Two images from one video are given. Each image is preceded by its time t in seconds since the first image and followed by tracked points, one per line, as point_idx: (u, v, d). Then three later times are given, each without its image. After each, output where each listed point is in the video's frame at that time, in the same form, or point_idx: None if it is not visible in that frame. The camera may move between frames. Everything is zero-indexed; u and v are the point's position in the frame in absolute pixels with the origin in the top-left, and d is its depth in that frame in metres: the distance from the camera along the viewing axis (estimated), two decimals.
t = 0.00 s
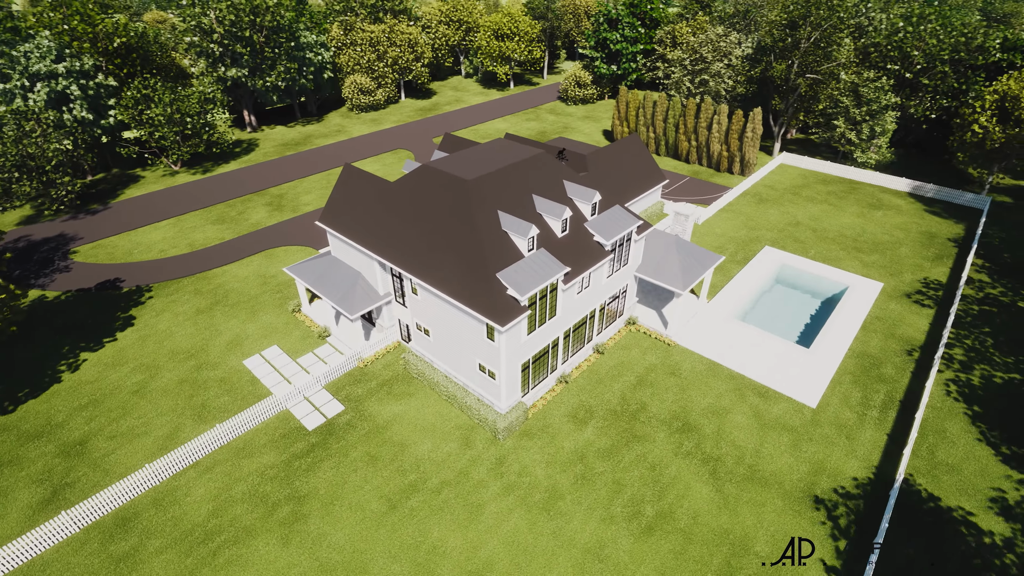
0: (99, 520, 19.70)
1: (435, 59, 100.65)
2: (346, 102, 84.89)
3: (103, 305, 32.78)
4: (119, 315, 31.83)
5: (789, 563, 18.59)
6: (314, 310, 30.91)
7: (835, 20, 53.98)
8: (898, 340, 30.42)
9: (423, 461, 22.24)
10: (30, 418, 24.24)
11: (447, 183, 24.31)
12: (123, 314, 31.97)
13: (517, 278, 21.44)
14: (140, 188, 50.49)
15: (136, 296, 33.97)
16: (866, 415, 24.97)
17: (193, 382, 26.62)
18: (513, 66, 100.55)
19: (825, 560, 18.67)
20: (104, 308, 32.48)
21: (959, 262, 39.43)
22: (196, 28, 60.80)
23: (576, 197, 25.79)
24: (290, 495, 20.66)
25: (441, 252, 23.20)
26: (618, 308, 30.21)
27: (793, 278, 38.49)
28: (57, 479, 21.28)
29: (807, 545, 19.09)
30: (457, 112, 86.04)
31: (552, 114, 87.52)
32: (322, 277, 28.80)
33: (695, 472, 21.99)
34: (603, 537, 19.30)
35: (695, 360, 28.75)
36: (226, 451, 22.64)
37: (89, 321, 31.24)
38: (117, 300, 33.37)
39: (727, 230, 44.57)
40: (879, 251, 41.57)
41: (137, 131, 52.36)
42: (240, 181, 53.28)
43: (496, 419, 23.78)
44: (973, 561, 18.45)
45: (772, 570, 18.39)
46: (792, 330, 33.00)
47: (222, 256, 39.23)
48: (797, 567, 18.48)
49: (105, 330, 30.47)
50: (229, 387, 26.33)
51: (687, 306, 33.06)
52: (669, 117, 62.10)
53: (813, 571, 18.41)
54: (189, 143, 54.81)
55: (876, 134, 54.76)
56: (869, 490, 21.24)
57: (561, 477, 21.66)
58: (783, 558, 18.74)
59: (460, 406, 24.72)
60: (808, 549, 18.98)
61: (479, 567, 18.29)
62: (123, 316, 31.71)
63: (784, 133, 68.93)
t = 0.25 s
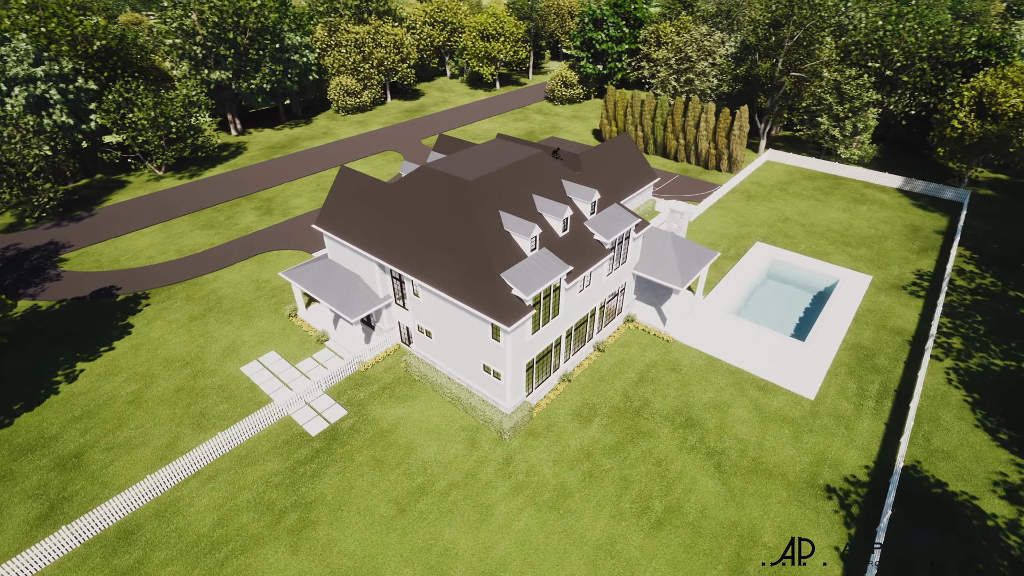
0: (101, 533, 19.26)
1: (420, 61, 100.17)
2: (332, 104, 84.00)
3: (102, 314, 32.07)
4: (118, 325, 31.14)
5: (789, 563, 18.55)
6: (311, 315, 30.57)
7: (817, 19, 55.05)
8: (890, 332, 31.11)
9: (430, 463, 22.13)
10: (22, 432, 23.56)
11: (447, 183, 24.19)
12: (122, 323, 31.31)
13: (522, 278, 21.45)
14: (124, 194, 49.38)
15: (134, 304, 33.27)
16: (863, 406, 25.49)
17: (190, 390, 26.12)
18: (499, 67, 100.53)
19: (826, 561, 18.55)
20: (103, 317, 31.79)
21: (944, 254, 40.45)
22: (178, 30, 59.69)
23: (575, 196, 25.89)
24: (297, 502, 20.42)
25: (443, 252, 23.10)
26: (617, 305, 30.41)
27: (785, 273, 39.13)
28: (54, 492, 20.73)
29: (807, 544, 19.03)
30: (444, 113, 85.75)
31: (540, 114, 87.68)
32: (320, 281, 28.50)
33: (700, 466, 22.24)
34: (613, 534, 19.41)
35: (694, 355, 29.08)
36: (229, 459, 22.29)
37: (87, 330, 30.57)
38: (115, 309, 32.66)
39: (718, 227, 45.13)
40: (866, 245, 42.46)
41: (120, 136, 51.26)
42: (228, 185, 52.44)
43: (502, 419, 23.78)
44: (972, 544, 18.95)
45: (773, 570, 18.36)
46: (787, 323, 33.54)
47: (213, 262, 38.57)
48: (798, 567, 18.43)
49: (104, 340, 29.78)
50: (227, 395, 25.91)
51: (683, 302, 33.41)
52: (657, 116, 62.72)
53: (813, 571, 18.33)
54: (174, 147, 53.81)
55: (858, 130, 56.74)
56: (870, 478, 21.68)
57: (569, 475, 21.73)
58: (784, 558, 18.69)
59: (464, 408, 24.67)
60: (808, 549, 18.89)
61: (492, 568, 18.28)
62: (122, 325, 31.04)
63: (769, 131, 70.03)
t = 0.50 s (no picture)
0: (101, 546, 18.86)
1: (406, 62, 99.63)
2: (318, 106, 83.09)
3: (99, 322, 31.41)
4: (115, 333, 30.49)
5: (788, 563, 18.51)
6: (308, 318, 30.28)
7: (802, 18, 55.95)
8: (881, 325, 31.73)
9: (435, 465, 22.06)
10: (14, 445, 22.96)
11: (448, 185, 24.09)
12: (120, 332, 30.66)
13: (525, 278, 21.46)
14: (109, 200, 48.36)
15: (132, 312, 32.63)
16: (859, 398, 25.97)
17: (187, 398, 25.67)
18: (486, 67, 100.41)
19: (826, 561, 18.51)
20: (100, 326, 31.11)
21: (930, 247, 41.33)
22: (161, 32, 58.57)
23: (574, 195, 25.99)
24: (303, 509, 20.21)
25: (445, 254, 23.03)
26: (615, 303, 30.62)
27: (778, 268, 39.68)
28: (50, 506, 20.22)
29: (807, 545, 18.99)
30: (432, 114, 85.43)
31: (528, 114, 87.76)
32: (318, 285, 28.23)
33: (704, 461, 22.45)
34: (622, 530, 19.51)
35: (693, 351, 29.37)
36: (231, 466, 21.96)
37: (82, 339, 29.91)
38: (112, 317, 31.98)
39: (710, 224, 45.61)
40: (855, 240, 43.25)
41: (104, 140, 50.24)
42: (217, 189, 51.68)
43: (506, 420, 23.79)
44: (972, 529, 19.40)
45: (772, 569, 18.34)
46: (782, 318, 34.00)
47: (205, 267, 37.97)
48: (798, 567, 18.38)
49: (101, 349, 29.14)
50: (226, 402, 25.53)
51: (680, 299, 33.72)
52: (646, 115, 63.20)
53: (813, 571, 18.29)
54: (160, 151, 52.88)
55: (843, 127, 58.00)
56: (869, 468, 22.10)
57: (575, 473, 21.80)
58: (783, 558, 18.66)
59: (468, 409, 24.64)
60: (808, 548, 18.88)
61: (503, 568, 18.27)
62: (119, 334, 30.39)
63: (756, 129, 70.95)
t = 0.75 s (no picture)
0: (103, 562, 18.39)
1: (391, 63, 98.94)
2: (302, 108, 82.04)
3: (95, 333, 30.61)
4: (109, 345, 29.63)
5: (789, 563, 18.50)
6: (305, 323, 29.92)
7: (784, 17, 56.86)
8: (871, 317, 32.48)
9: (442, 468, 21.96)
10: (5, 461, 22.26)
11: (447, 186, 24.00)
12: (115, 342, 29.80)
13: (529, 278, 21.50)
14: (91, 207, 47.17)
15: (128, 321, 31.84)
16: (854, 388, 26.54)
17: (184, 407, 25.16)
18: (471, 68, 100.20)
19: (826, 561, 18.52)
20: (95, 336, 30.28)
21: (913, 240, 42.40)
22: (141, 35, 57.19)
23: (573, 195, 26.07)
24: (309, 516, 19.96)
25: (447, 255, 22.97)
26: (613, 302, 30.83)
27: (769, 263, 40.32)
28: (47, 522, 19.65)
29: (807, 545, 18.99)
30: (419, 115, 84.96)
31: (515, 114, 87.84)
32: (315, 289, 27.89)
33: (708, 455, 22.73)
34: (631, 526, 19.65)
35: (691, 347, 29.71)
36: (233, 476, 21.58)
37: (75, 351, 29.06)
38: (107, 327, 31.16)
39: (701, 221, 46.17)
40: (841, 234, 44.17)
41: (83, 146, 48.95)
42: (203, 194, 50.73)
43: (511, 420, 23.80)
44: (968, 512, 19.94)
45: (773, 569, 18.33)
46: (775, 312, 34.57)
47: (195, 274, 37.29)
48: (798, 567, 18.38)
49: (96, 361, 28.30)
50: (224, 410, 25.08)
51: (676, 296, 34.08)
52: (633, 115, 63.72)
53: (814, 572, 18.27)
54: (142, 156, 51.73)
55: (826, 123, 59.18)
56: (867, 456, 22.62)
57: (582, 471, 21.90)
58: (784, 558, 18.64)
59: (472, 410, 24.59)
60: (808, 548, 18.88)
61: (515, 569, 18.27)
62: (114, 345, 29.56)
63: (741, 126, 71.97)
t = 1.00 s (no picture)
0: None
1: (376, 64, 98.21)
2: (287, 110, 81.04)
3: (91, 343, 29.84)
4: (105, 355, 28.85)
5: (790, 564, 18.47)
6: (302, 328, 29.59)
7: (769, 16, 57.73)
8: (862, 310, 33.12)
9: (447, 470, 21.87)
10: None
11: (446, 187, 23.87)
12: (110, 353, 28.99)
13: (531, 278, 21.50)
14: (74, 213, 46.06)
15: (125, 329, 31.12)
16: (849, 381, 27.04)
17: (181, 416, 24.70)
18: (457, 69, 99.94)
19: (825, 561, 18.52)
20: (91, 347, 29.50)
21: (899, 235, 43.34)
22: (121, 37, 55.93)
23: (571, 194, 26.12)
24: (316, 523, 19.74)
25: (448, 257, 22.88)
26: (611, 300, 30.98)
27: (760, 259, 40.87)
28: (43, 538, 19.12)
29: (807, 545, 18.99)
30: (406, 116, 84.43)
31: (503, 114, 87.84)
32: (313, 293, 27.61)
33: (711, 450, 22.97)
34: (639, 523, 19.78)
35: (689, 344, 30.00)
36: (235, 484, 21.25)
37: (69, 361, 28.33)
38: (103, 337, 30.38)
39: (692, 218, 46.65)
40: (829, 230, 44.97)
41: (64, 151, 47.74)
42: (189, 198, 49.85)
43: (516, 420, 23.76)
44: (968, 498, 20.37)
45: (773, 570, 18.30)
46: (769, 307, 35.06)
47: (185, 280, 36.63)
48: (798, 567, 18.36)
49: (91, 373, 27.52)
50: (222, 418, 24.65)
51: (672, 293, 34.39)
52: (622, 114, 64.15)
53: (813, 572, 18.26)
54: (125, 161, 50.62)
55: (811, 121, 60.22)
56: (865, 447, 23.07)
57: (588, 470, 21.97)
58: (783, 559, 18.63)
59: (475, 412, 24.52)
60: (808, 549, 18.86)
61: (526, 569, 18.27)
62: (109, 356, 28.75)
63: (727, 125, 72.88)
